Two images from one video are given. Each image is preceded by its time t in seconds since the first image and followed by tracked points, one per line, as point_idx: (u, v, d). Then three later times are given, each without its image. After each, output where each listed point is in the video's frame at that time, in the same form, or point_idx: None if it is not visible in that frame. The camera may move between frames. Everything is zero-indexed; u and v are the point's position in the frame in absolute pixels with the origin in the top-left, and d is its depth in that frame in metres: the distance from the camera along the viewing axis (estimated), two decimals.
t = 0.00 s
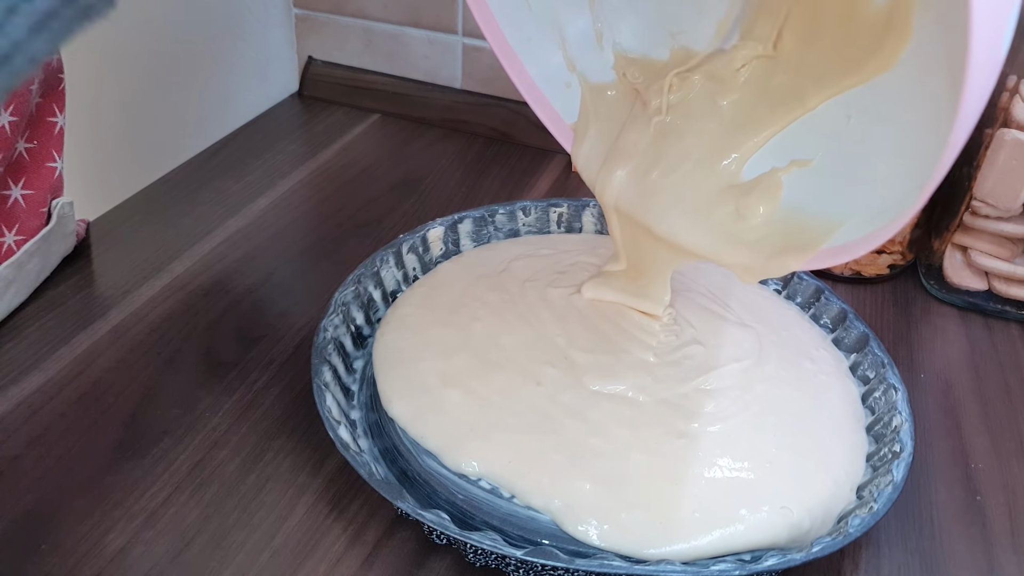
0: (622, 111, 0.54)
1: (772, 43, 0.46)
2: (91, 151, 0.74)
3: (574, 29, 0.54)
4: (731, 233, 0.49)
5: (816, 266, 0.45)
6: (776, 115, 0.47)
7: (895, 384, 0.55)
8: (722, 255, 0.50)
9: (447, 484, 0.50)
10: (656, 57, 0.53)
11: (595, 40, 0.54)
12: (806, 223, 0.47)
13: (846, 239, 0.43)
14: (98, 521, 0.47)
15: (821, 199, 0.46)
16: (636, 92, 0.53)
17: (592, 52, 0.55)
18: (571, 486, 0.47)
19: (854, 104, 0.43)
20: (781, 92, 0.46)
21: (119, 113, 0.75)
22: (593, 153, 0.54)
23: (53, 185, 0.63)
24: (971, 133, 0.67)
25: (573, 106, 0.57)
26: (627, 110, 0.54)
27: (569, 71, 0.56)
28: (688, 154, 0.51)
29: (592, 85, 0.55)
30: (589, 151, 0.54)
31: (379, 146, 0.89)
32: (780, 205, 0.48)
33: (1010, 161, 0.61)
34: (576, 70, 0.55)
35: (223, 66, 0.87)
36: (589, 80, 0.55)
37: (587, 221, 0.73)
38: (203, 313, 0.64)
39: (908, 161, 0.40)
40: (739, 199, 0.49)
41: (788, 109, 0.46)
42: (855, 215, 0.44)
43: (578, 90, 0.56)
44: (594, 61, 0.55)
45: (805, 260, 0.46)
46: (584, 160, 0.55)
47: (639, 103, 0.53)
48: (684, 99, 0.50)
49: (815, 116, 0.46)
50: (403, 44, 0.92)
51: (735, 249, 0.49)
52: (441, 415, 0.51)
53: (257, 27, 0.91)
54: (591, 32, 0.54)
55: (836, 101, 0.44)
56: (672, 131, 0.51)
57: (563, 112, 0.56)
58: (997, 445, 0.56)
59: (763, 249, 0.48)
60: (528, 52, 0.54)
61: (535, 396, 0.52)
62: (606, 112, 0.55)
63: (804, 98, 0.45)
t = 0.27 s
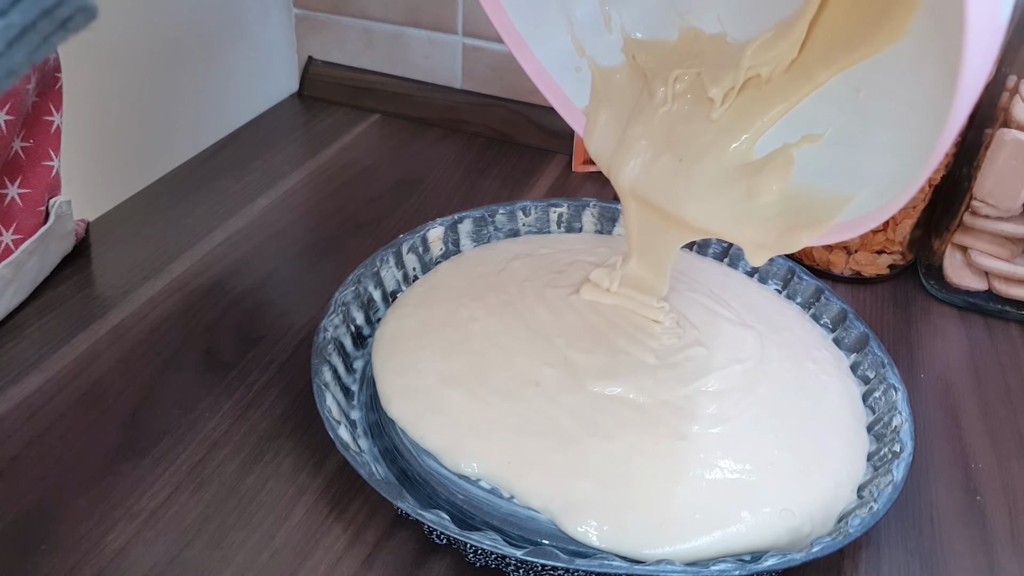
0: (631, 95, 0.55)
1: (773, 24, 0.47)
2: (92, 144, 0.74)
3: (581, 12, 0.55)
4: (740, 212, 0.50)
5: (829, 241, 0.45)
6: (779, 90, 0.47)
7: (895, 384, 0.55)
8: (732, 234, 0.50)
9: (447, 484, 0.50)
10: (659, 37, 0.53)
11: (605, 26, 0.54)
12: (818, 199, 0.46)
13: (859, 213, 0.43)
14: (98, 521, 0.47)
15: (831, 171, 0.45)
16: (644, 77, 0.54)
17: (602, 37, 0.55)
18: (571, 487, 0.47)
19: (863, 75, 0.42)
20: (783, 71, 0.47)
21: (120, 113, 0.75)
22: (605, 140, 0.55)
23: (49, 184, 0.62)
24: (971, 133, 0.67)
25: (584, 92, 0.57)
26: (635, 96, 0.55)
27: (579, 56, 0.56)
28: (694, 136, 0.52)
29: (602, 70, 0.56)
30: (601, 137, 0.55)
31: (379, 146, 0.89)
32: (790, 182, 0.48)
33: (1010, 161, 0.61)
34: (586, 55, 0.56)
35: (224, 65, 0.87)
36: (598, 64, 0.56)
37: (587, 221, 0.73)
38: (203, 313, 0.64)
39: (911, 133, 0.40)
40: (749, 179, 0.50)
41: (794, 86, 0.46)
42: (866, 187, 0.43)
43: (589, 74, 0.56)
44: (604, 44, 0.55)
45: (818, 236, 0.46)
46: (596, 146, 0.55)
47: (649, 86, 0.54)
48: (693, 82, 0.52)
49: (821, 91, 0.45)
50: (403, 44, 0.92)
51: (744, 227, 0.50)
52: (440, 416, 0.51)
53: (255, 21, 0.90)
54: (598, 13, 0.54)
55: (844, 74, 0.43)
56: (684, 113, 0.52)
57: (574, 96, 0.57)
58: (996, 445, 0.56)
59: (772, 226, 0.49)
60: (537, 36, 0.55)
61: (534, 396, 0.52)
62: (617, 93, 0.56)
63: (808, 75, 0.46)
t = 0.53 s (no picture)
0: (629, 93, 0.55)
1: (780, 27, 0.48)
2: (87, 137, 0.73)
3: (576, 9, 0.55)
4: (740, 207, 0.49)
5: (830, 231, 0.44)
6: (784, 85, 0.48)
7: (895, 384, 0.55)
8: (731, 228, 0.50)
9: (447, 484, 0.50)
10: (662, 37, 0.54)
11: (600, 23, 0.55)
12: (819, 192, 0.46)
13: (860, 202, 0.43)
14: (98, 521, 0.47)
15: (832, 164, 0.46)
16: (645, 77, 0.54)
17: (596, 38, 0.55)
18: (571, 487, 0.47)
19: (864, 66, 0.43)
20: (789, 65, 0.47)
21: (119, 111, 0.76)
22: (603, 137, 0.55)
23: (47, 183, 0.62)
24: (971, 133, 0.67)
25: (581, 89, 0.56)
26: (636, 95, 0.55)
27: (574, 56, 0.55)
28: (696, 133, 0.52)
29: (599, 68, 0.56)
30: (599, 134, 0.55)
31: (379, 146, 0.89)
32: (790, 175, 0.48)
33: (1010, 161, 0.61)
34: (583, 54, 0.55)
35: (224, 65, 0.88)
36: (596, 62, 0.55)
37: (587, 221, 0.73)
38: (203, 313, 0.64)
39: (916, 116, 0.40)
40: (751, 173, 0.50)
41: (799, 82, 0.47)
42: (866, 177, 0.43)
43: (585, 73, 0.56)
44: (602, 42, 0.55)
45: (817, 227, 0.45)
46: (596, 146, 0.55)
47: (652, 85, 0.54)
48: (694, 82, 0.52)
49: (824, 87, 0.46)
50: (403, 44, 0.92)
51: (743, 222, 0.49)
52: (440, 416, 0.51)
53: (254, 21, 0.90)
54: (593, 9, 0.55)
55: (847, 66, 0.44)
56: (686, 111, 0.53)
57: (570, 94, 0.55)
58: (996, 445, 0.56)
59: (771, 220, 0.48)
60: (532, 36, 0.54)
61: (534, 397, 0.52)
62: (615, 92, 0.55)
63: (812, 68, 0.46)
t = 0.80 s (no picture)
0: (621, 99, 0.55)
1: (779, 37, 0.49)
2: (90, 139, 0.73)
3: (572, 11, 0.55)
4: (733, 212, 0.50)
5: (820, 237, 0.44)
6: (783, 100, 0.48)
7: (895, 384, 0.55)
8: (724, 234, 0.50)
9: (447, 484, 0.50)
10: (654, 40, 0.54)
11: (596, 28, 0.55)
12: (811, 198, 0.46)
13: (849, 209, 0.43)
14: (98, 521, 0.47)
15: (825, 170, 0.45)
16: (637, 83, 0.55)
17: (590, 39, 0.55)
18: (571, 487, 0.47)
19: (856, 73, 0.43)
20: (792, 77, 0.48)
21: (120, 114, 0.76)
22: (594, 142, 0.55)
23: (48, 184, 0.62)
24: (971, 133, 0.67)
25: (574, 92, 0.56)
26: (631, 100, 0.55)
27: (569, 57, 0.55)
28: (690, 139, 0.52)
29: (595, 72, 0.55)
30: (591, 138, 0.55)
31: (379, 146, 0.89)
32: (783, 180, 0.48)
33: (1010, 161, 0.61)
34: (577, 57, 0.55)
35: (224, 65, 0.88)
36: (591, 65, 0.55)
37: (587, 221, 0.73)
38: (203, 313, 0.64)
39: (905, 123, 0.40)
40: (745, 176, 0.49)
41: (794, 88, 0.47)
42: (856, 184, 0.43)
43: (580, 75, 0.56)
44: (596, 45, 0.55)
45: (807, 233, 0.45)
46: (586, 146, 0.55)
47: (646, 93, 0.54)
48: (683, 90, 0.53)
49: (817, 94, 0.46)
50: (403, 44, 0.92)
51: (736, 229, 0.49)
52: (441, 416, 0.51)
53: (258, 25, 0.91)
54: (589, 13, 0.54)
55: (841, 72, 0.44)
56: (681, 117, 0.53)
57: (564, 97, 0.56)
58: (997, 445, 0.56)
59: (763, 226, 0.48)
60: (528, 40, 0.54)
61: (535, 398, 0.52)
62: (608, 95, 0.56)
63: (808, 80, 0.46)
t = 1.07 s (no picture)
0: (620, 106, 0.55)
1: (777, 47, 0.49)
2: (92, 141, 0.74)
3: (572, 17, 0.55)
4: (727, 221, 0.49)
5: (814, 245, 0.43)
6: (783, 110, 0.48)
7: (895, 384, 0.55)
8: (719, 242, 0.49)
9: (447, 484, 0.50)
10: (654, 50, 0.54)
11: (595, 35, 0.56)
12: (806, 207, 0.45)
13: (844, 218, 0.42)
14: (98, 521, 0.47)
15: (820, 179, 0.45)
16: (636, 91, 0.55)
17: (591, 46, 0.56)
18: (571, 488, 0.47)
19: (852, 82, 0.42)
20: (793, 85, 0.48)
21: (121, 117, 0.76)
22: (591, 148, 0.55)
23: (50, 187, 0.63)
24: (971, 133, 0.67)
25: (575, 99, 0.57)
26: (628, 108, 0.55)
27: (569, 64, 0.57)
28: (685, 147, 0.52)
29: (595, 78, 0.56)
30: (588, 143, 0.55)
31: (379, 146, 0.89)
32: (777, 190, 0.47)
33: (1010, 161, 0.61)
34: (578, 65, 0.56)
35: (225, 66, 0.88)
36: (589, 72, 0.56)
37: (587, 221, 0.73)
38: (204, 313, 0.64)
39: (900, 131, 0.39)
40: (734, 182, 0.49)
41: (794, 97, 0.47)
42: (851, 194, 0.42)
43: (580, 82, 0.57)
44: (596, 51, 0.56)
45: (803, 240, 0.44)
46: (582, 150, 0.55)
47: (644, 101, 0.54)
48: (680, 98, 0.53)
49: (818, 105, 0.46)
50: (403, 44, 0.92)
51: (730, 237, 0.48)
52: (440, 417, 0.51)
53: (267, 28, 0.93)
54: (591, 21, 0.55)
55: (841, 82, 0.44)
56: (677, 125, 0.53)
57: (564, 103, 0.57)
58: (997, 446, 0.56)
59: (757, 234, 0.47)
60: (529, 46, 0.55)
61: (534, 398, 0.52)
62: (605, 102, 0.55)
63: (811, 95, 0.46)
